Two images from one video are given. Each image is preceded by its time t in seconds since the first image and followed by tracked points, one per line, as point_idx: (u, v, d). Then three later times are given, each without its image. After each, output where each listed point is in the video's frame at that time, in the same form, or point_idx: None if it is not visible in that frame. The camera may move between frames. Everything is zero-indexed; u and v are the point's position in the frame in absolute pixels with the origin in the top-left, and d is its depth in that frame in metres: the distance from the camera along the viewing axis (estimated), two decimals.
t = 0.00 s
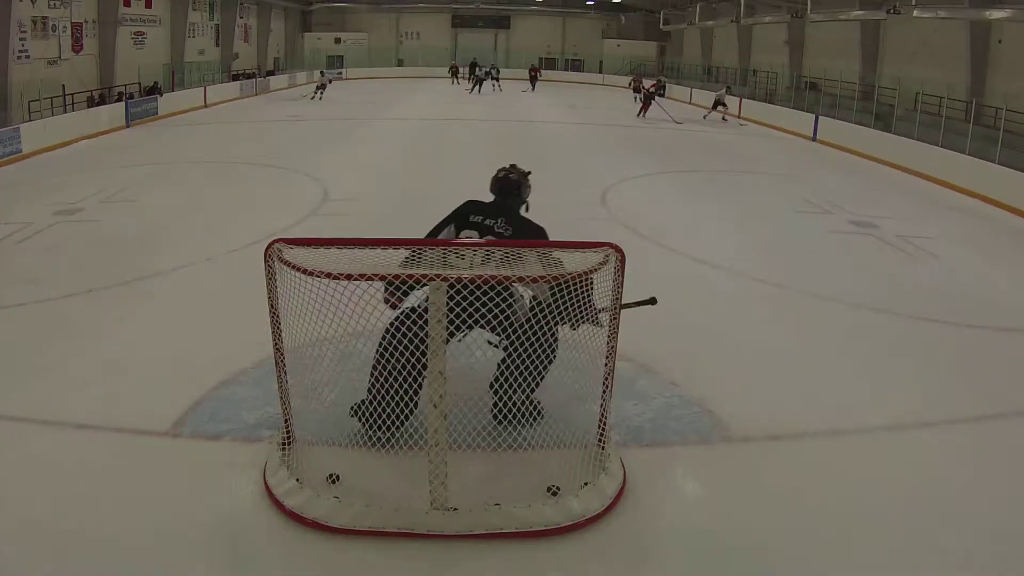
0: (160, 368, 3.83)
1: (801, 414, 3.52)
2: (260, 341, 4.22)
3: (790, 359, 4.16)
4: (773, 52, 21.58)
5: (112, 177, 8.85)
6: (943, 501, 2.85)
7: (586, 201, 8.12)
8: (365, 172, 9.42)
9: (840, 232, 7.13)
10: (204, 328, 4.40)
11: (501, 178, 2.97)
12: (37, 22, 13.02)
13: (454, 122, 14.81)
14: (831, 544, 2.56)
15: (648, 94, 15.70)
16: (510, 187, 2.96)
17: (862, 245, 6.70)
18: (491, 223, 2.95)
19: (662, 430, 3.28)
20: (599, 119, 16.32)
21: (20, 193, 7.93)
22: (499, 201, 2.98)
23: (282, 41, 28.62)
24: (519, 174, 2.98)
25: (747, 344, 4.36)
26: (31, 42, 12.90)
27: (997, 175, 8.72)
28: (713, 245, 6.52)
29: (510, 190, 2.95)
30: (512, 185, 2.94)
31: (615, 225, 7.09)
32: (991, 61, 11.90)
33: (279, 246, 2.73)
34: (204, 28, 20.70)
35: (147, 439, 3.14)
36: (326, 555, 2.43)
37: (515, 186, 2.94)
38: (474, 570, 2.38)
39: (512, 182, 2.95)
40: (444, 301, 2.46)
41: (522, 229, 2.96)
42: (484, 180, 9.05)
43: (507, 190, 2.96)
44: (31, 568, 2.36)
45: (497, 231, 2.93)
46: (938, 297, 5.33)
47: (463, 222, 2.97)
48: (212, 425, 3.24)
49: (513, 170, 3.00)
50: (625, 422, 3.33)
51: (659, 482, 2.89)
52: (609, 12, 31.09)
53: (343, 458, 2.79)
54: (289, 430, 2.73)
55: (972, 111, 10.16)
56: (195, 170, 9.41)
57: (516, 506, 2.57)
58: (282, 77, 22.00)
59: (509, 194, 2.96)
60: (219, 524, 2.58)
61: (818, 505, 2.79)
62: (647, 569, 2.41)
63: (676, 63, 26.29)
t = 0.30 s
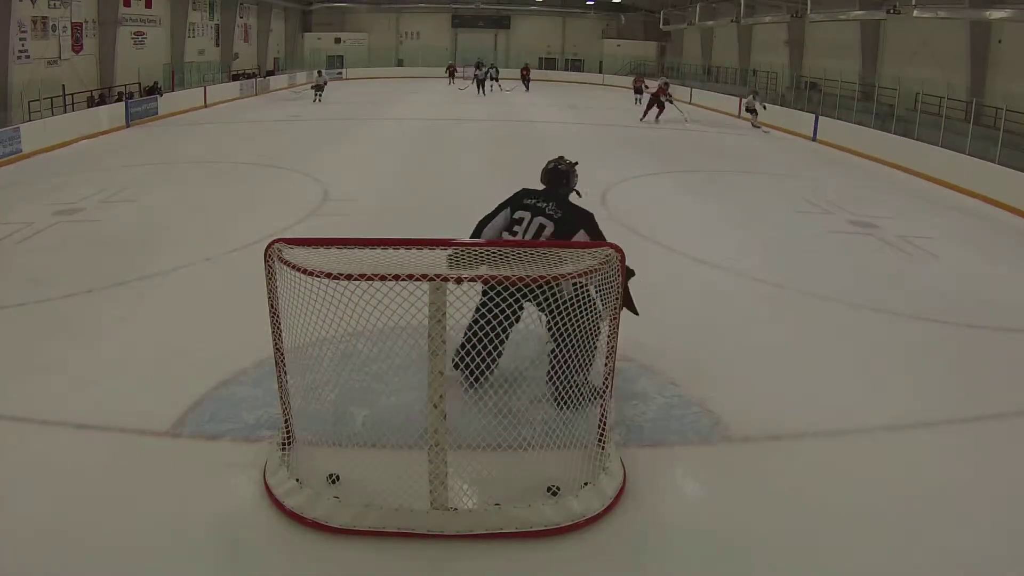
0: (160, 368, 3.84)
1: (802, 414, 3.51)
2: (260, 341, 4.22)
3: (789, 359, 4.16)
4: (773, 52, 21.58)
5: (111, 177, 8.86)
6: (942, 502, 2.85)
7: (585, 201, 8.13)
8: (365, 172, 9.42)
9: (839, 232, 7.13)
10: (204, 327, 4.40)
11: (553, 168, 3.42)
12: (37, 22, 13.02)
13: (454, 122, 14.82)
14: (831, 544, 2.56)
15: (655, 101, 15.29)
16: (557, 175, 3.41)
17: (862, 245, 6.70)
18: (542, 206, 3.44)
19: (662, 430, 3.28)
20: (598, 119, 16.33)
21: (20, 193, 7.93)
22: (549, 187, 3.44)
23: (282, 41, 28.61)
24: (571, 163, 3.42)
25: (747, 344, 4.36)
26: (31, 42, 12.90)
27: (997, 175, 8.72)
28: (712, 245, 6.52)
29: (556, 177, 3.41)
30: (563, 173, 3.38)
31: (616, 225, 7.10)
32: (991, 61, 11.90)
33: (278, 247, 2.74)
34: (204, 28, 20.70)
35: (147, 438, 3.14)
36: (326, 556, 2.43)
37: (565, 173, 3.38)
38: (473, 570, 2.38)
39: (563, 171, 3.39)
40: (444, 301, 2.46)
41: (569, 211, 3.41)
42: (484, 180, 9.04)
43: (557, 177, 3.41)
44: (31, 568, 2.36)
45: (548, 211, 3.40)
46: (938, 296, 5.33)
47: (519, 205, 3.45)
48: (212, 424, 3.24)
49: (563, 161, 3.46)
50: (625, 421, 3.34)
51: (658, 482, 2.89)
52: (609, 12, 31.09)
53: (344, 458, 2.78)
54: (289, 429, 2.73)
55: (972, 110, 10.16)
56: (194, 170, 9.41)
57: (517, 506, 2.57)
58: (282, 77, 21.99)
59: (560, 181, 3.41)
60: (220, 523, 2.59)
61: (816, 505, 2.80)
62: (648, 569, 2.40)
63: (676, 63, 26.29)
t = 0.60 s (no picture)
0: (160, 368, 3.83)
1: (802, 415, 3.51)
2: (260, 341, 4.22)
3: (790, 359, 4.16)
4: (773, 52, 21.59)
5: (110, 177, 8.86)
6: (942, 502, 2.85)
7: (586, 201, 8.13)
8: (365, 172, 9.42)
9: (839, 232, 7.13)
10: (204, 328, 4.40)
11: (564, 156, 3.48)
12: (37, 22, 13.03)
13: (454, 122, 14.82)
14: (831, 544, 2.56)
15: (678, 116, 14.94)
16: (571, 161, 3.47)
17: (862, 245, 6.70)
18: (562, 191, 3.48)
19: (662, 430, 3.28)
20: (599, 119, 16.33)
21: (20, 193, 7.93)
22: (565, 173, 3.50)
23: (282, 41, 28.62)
24: (580, 151, 3.48)
25: (748, 343, 4.36)
26: (31, 42, 12.90)
27: (997, 175, 8.73)
28: (712, 245, 6.52)
29: (570, 164, 3.47)
30: (575, 161, 3.45)
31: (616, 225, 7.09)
32: (991, 61, 11.91)
33: (278, 246, 2.74)
34: (204, 28, 20.71)
35: (147, 438, 3.14)
36: (326, 555, 2.43)
37: (575, 161, 3.45)
38: (472, 571, 2.38)
39: (575, 158, 3.46)
40: (444, 302, 2.45)
41: (587, 193, 3.45)
42: (484, 180, 9.04)
43: (571, 165, 3.47)
44: (32, 568, 2.36)
45: (565, 196, 3.46)
46: (938, 296, 5.33)
47: (538, 192, 3.52)
48: (212, 424, 3.24)
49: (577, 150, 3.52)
50: (625, 421, 3.34)
51: (658, 482, 2.89)
52: (609, 12, 31.09)
53: (344, 458, 2.78)
54: (289, 429, 2.73)
55: (972, 110, 10.16)
56: (194, 170, 9.41)
57: (516, 506, 2.57)
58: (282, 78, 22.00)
59: (573, 168, 3.48)
60: (220, 523, 2.59)
61: (815, 505, 2.80)
62: (647, 570, 2.40)
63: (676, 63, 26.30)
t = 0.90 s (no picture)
0: (159, 369, 3.83)
1: (803, 415, 3.51)
2: (260, 341, 4.22)
3: (789, 359, 4.16)
4: (773, 52, 21.59)
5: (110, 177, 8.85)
6: (942, 502, 2.85)
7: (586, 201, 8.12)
8: (365, 172, 9.42)
9: (840, 232, 7.13)
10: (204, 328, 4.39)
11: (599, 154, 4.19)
12: (37, 22, 13.02)
13: (453, 122, 14.82)
14: (831, 544, 2.57)
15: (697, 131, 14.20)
16: (606, 159, 4.16)
17: (862, 245, 6.70)
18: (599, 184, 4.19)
19: (662, 430, 3.28)
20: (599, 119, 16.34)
21: (19, 193, 7.93)
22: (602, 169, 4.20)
23: (282, 41, 28.63)
24: (613, 150, 4.18)
25: (747, 344, 4.35)
26: (31, 42, 12.90)
27: (997, 175, 8.73)
28: (712, 245, 6.52)
29: (606, 160, 4.16)
30: (610, 158, 4.14)
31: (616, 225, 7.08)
32: (991, 61, 11.90)
33: (278, 246, 2.74)
34: (204, 28, 20.70)
35: (147, 439, 3.14)
36: (326, 555, 2.43)
37: (610, 159, 4.14)
38: (472, 571, 2.38)
39: (609, 155, 4.16)
40: (444, 302, 2.44)
41: (621, 184, 4.15)
42: (484, 180, 9.04)
43: (606, 161, 4.17)
44: (32, 568, 2.36)
45: (602, 188, 4.16)
46: (937, 296, 5.33)
47: (580, 186, 4.24)
48: (212, 424, 3.24)
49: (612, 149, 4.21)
50: (625, 421, 3.34)
51: (658, 482, 2.89)
52: (609, 12, 31.09)
53: (344, 458, 2.78)
54: (289, 430, 2.73)
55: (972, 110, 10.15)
56: (194, 170, 9.41)
57: (517, 506, 2.57)
58: (282, 78, 22.01)
59: (608, 164, 4.18)
60: (220, 523, 2.59)
61: (815, 505, 2.79)
62: (647, 570, 2.40)
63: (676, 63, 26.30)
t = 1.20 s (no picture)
0: (159, 368, 3.83)
1: (803, 414, 3.52)
2: (260, 341, 4.22)
3: (789, 360, 4.16)
4: (773, 52, 21.60)
5: (110, 177, 8.85)
6: (943, 502, 2.85)
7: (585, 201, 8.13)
8: (365, 172, 9.42)
9: (839, 232, 7.14)
10: (204, 328, 4.39)
11: (639, 151, 4.46)
12: (37, 22, 13.02)
13: (453, 122, 14.84)
14: (831, 544, 2.57)
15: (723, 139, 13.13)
16: (647, 157, 4.45)
17: (861, 245, 6.70)
18: (641, 181, 4.49)
19: (662, 430, 3.28)
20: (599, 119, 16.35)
21: (19, 193, 7.92)
22: (641, 165, 4.48)
23: (282, 41, 28.64)
24: (651, 146, 4.46)
25: (746, 344, 4.35)
26: (31, 42, 12.89)
27: (997, 175, 8.74)
28: (712, 245, 6.52)
29: (645, 159, 4.45)
30: (649, 155, 4.43)
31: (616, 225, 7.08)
32: (991, 61, 11.91)
33: (278, 246, 2.74)
34: (204, 28, 20.71)
35: (147, 438, 3.14)
36: (327, 555, 2.43)
37: (651, 156, 4.44)
38: (473, 570, 2.38)
39: (650, 153, 4.44)
40: (444, 302, 2.44)
41: (663, 180, 4.48)
42: (484, 180, 9.03)
43: (645, 157, 4.46)
44: (32, 568, 2.36)
45: (647, 184, 4.49)
46: (937, 296, 5.33)
47: (622, 181, 4.53)
48: (212, 424, 3.24)
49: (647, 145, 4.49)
50: (625, 421, 3.34)
51: (658, 482, 2.89)
52: (609, 12, 31.10)
53: (344, 458, 2.77)
54: (289, 430, 2.72)
55: (972, 110, 10.15)
56: (194, 170, 9.41)
57: (516, 506, 2.57)
58: (282, 77, 22.01)
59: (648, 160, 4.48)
60: (220, 523, 2.59)
61: (815, 505, 2.79)
62: (646, 570, 2.40)
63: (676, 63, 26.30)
